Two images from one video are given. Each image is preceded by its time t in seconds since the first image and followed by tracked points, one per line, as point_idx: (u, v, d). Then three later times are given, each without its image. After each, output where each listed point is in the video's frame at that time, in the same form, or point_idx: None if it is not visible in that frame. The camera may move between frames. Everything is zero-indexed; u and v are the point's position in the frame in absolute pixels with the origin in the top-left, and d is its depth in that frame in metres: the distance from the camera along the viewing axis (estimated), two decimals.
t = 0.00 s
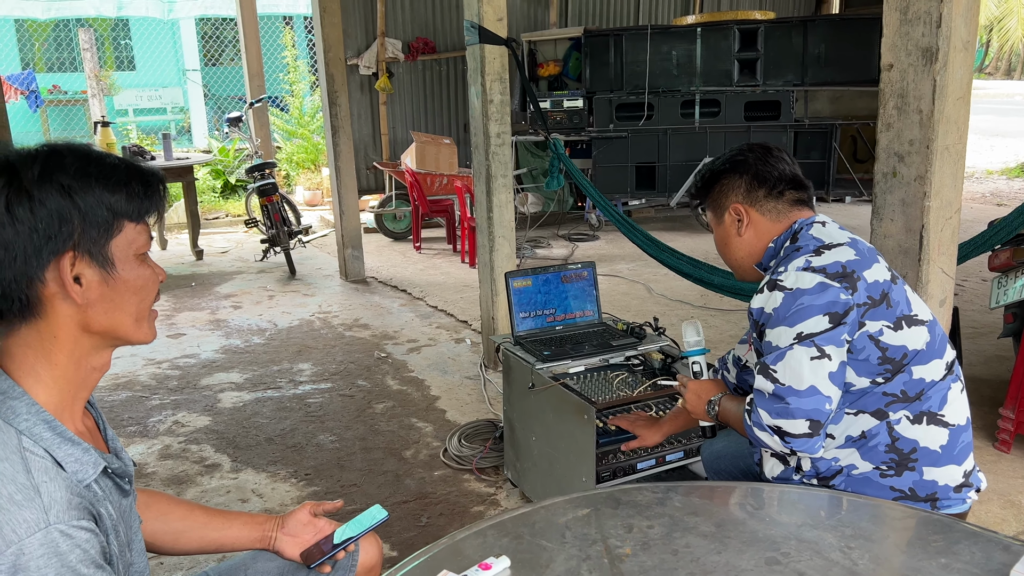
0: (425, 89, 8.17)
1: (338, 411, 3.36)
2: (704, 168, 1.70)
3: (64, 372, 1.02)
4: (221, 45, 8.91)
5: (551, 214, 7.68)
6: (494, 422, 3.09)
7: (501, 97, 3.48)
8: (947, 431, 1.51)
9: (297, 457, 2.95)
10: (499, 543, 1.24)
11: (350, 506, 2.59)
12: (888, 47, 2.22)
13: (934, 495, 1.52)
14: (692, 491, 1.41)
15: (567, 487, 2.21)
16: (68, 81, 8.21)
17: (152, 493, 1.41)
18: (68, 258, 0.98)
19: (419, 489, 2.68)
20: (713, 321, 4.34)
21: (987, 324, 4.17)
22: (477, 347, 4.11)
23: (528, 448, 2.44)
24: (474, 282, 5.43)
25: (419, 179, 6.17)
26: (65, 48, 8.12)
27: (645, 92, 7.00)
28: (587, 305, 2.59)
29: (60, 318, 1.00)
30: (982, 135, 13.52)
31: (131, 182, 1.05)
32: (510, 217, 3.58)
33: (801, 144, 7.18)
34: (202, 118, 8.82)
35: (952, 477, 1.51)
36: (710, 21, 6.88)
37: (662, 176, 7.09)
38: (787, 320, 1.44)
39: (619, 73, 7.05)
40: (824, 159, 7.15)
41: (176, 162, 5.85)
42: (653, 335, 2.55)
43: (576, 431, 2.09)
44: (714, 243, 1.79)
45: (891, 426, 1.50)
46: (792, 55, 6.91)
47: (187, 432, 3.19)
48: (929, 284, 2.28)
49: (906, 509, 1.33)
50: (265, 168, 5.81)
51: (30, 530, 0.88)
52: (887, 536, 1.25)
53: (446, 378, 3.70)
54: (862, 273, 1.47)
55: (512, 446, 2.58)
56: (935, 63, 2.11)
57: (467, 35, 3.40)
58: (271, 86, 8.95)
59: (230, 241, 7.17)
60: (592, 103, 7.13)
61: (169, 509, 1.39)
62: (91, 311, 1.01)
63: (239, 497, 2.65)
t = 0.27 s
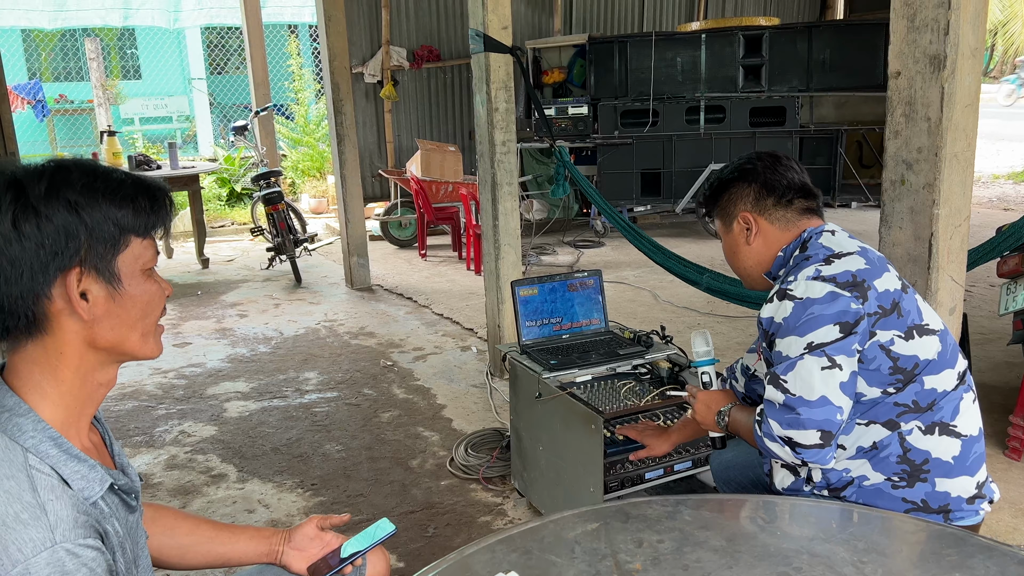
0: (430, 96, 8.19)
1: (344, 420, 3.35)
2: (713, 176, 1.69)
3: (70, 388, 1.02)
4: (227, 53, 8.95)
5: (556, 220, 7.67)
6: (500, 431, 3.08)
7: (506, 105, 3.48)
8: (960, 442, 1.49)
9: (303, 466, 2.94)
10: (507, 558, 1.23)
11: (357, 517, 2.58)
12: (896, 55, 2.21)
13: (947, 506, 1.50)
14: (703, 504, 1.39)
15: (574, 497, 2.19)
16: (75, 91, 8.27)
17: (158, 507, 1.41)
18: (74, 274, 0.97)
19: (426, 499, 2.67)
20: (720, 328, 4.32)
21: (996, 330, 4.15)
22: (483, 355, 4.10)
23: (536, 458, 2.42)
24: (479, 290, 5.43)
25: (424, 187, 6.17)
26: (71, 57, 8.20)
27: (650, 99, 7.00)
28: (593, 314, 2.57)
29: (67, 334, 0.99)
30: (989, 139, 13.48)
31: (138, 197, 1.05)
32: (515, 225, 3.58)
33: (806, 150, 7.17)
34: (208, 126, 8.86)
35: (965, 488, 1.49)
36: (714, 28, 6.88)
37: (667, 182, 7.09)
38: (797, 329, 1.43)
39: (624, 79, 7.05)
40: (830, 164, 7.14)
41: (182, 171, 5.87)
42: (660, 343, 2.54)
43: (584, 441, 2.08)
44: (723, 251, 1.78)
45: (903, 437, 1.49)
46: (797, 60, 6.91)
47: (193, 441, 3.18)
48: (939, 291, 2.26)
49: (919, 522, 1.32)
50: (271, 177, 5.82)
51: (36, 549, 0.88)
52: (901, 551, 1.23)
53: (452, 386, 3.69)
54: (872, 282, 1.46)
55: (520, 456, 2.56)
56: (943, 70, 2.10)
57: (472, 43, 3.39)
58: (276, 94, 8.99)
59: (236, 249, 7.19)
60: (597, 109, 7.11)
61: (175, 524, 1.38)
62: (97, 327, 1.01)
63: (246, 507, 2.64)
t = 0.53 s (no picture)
0: (433, 103, 8.20)
1: (349, 428, 3.35)
2: (717, 185, 1.69)
3: (76, 403, 1.01)
4: (230, 61, 8.97)
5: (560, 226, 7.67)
6: (505, 439, 3.07)
7: (510, 113, 3.49)
8: (969, 450, 1.48)
9: (308, 475, 2.94)
10: (515, 570, 1.22)
11: (362, 526, 2.57)
12: (901, 61, 2.21)
13: (957, 516, 1.48)
14: (711, 514, 1.38)
15: (581, 505, 2.18)
16: (80, 99, 8.30)
17: (164, 520, 1.40)
18: (80, 287, 0.97)
19: (432, 508, 2.66)
20: (725, 334, 4.31)
21: (1002, 335, 4.13)
22: (487, 362, 4.10)
23: (541, 467, 2.41)
24: (483, 296, 5.42)
25: (427, 194, 6.18)
26: (75, 66, 8.20)
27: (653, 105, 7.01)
28: (598, 321, 2.57)
29: (73, 347, 0.99)
30: (992, 143, 13.47)
31: (144, 210, 1.04)
32: (519, 232, 3.58)
33: (810, 155, 7.16)
34: (211, 134, 8.91)
35: (975, 497, 1.48)
36: (717, 33, 6.89)
37: (670, 188, 7.09)
38: (804, 337, 1.42)
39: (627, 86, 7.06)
40: (833, 170, 7.13)
41: (186, 179, 5.88)
42: (666, 350, 2.53)
43: (590, 450, 2.07)
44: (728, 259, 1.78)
45: (911, 446, 1.47)
46: (799, 66, 6.91)
47: (198, 450, 3.18)
48: (946, 298, 2.25)
49: (930, 532, 1.31)
50: (275, 185, 5.83)
51: (43, 565, 0.88)
52: (912, 561, 1.22)
53: (457, 394, 3.68)
54: (879, 289, 1.45)
55: (525, 465, 2.56)
56: (949, 77, 2.09)
57: (476, 51, 3.40)
58: (280, 101, 9.02)
59: (240, 257, 7.20)
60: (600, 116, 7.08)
61: (181, 536, 1.37)
62: (103, 341, 1.01)
63: (251, 517, 2.64)
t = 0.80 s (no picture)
0: (434, 107, 8.22)
1: (352, 431, 3.35)
2: (718, 187, 1.69)
3: (85, 403, 1.02)
4: (231, 66, 8.96)
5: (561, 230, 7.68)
6: (508, 441, 3.08)
7: (511, 116, 3.50)
8: (971, 448, 1.48)
9: (311, 478, 2.94)
10: (520, 569, 1.23)
11: (366, 529, 2.57)
12: (902, 63, 2.22)
13: (959, 514, 1.49)
14: (714, 514, 1.39)
15: (584, 507, 2.17)
16: (82, 104, 8.33)
17: (170, 521, 1.41)
18: (89, 288, 0.98)
19: (435, 510, 2.67)
20: (726, 337, 4.31)
21: (1003, 336, 4.13)
22: (490, 365, 4.10)
23: (545, 469, 2.42)
24: (485, 300, 5.43)
25: (429, 198, 6.19)
26: (77, 71, 8.27)
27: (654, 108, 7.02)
28: (600, 323, 2.57)
29: (82, 347, 1.00)
30: (993, 145, 13.48)
31: (151, 212, 1.05)
32: (521, 235, 3.59)
33: (811, 158, 7.17)
34: (213, 139, 8.95)
35: (977, 496, 1.48)
36: (717, 37, 6.90)
37: (671, 191, 7.11)
38: (805, 337, 1.42)
39: (628, 89, 7.07)
40: (834, 172, 7.14)
41: (189, 183, 5.90)
42: (668, 352, 2.54)
43: (593, 451, 2.08)
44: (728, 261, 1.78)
45: (913, 445, 1.48)
46: (800, 68, 6.91)
47: (202, 454, 3.19)
48: (948, 298, 2.26)
49: (933, 530, 1.31)
50: (276, 189, 5.84)
51: (53, 563, 0.89)
52: (916, 559, 1.22)
53: (459, 396, 3.68)
54: (879, 289, 1.45)
55: (528, 467, 2.56)
56: (950, 78, 2.10)
57: (477, 55, 3.41)
58: (281, 106, 9.04)
59: (242, 262, 7.22)
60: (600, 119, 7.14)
61: (187, 537, 1.38)
62: (111, 341, 1.01)
63: (255, 519, 2.64)
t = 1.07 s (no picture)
0: (434, 109, 8.24)
1: (352, 431, 3.37)
2: (713, 186, 1.72)
3: (89, 398, 1.04)
4: (231, 68, 8.95)
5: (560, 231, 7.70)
6: (507, 440, 3.09)
7: (510, 117, 3.52)
8: (961, 443, 1.50)
9: (312, 477, 2.96)
10: (518, 562, 1.25)
11: (366, 527, 2.59)
12: (896, 63, 2.24)
13: (950, 508, 1.51)
14: (709, 507, 1.41)
15: (582, 504, 2.20)
16: (82, 107, 8.35)
17: (173, 516, 1.43)
18: (93, 285, 1.00)
19: (434, 509, 2.68)
20: (725, 336, 4.34)
21: (1000, 335, 4.16)
22: (489, 365, 4.12)
23: (543, 467, 2.44)
24: (485, 300, 5.45)
25: (428, 199, 6.21)
26: (77, 74, 8.28)
27: (652, 109, 7.05)
28: (599, 322, 2.59)
29: (86, 343, 1.01)
30: (992, 146, 13.51)
31: (154, 210, 1.07)
32: (520, 235, 3.61)
33: (809, 159, 7.20)
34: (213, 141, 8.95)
35: (967, 489, 1.50)
36: (716, 38, 6.92)
37: (670, 192, 7.13)
38: (797, 334, 1.44)
39: (626, 90, 7.10)
40: (833, 173, 7.16)
41: (189, 185, 5.92)
42: (666, 351, 2.55)
43: (591, 449, 2.09)
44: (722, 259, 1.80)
45: (905, 440, 1.50)
46: (798, 69, 6.93)
47: (202, 453, 3.21)
48: (942, 297, 2.28)
49: (924, 522, 1.33)
50: (277, 190, 5.86)
51: (59, 553, 0.91)
52: (906, 551, 1.24)
53: (459, 396, 3.70)
54: (870, 286, 1.47)
55: (527, 465, 2.58)
56: (943, 78, 2.12)
57: (476, 56, 3.43)
58: (281, 108, 9.07)
59: (242, 263, 7.24)
60: (600, 120, 7.16)
61: (190, 531, 1.40)
62: (115, 337, 1.03)
63: (255, 518, 2.66)
